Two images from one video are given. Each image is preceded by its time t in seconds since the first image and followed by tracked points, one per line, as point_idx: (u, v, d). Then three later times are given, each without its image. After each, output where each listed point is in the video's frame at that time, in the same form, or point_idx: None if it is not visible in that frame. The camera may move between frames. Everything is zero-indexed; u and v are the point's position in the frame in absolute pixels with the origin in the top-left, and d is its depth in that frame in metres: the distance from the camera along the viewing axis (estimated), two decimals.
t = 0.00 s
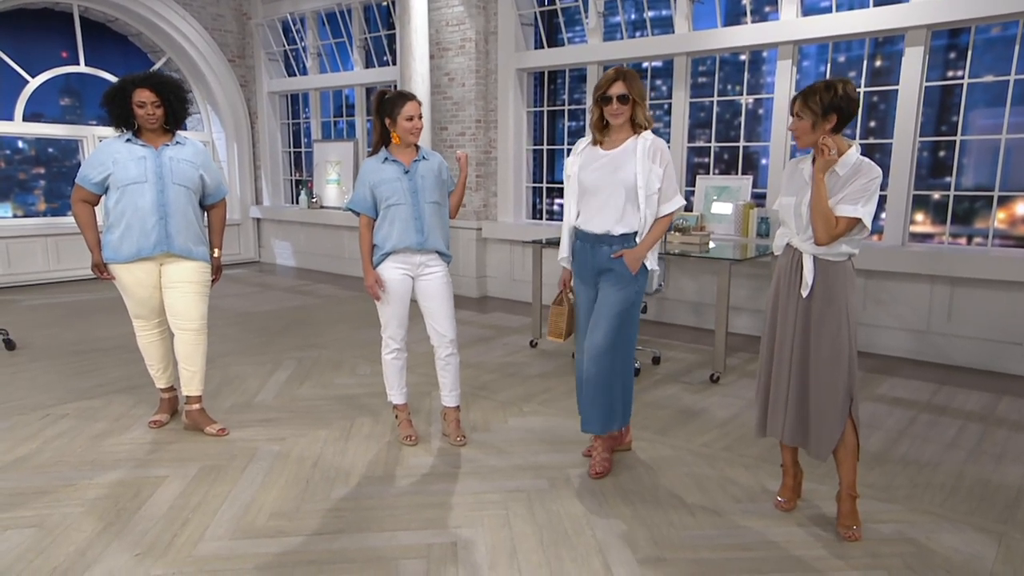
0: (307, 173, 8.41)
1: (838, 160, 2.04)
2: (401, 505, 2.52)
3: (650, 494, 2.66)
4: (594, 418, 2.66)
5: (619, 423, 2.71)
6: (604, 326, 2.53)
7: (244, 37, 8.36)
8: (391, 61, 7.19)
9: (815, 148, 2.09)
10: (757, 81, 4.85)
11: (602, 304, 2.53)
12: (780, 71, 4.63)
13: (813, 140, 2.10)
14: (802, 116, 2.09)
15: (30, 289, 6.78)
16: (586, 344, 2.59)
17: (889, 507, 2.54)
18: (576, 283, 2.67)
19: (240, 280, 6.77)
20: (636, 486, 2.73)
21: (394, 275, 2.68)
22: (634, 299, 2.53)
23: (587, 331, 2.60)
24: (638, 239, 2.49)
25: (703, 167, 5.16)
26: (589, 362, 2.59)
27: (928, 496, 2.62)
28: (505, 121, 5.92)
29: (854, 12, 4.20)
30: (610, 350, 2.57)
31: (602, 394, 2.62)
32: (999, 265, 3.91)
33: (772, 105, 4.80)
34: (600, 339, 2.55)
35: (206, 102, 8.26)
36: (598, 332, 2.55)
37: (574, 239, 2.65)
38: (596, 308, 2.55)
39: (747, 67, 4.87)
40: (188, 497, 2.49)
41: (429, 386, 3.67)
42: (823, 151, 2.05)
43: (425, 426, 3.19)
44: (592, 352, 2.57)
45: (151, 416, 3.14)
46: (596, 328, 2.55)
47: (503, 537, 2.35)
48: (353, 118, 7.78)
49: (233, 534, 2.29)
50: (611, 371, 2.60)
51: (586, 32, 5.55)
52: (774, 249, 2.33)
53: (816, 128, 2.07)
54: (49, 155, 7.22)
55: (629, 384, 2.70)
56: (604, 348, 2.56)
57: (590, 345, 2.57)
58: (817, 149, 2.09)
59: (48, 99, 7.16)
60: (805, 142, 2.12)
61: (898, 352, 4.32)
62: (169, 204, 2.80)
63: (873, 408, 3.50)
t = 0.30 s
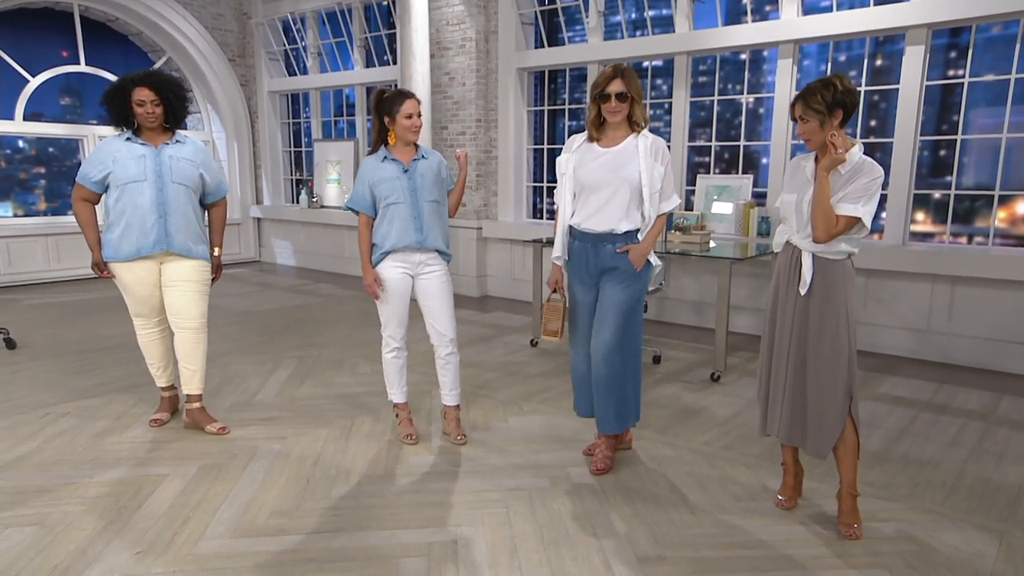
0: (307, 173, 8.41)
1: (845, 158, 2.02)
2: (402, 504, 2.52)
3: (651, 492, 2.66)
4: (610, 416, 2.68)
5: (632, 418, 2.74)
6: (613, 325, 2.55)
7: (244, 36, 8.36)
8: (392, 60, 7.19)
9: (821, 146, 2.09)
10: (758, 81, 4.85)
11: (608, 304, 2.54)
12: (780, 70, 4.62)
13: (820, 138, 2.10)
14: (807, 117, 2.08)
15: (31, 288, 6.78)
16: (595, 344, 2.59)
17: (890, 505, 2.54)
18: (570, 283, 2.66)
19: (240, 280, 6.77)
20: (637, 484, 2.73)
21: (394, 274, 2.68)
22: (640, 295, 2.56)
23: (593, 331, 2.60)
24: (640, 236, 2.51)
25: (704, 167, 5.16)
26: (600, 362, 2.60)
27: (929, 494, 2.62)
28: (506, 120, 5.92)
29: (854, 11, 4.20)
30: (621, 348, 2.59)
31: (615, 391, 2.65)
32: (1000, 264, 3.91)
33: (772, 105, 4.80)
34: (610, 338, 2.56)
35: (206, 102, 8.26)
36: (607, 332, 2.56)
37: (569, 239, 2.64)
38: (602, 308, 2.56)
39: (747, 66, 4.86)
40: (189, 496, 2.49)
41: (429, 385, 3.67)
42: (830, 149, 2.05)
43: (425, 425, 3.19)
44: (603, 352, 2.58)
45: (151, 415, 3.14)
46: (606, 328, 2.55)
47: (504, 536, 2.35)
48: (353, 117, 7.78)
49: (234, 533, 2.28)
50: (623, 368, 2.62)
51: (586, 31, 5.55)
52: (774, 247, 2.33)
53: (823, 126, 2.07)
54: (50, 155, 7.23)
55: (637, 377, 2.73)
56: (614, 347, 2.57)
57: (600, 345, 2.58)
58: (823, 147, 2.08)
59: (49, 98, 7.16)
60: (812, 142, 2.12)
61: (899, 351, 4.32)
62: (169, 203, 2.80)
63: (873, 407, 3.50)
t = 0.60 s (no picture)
0: (307, 173, 8.40)
1: (845, 158, 2.02)
2: (402, 503, 2.52)
3: (651, 492, 2.66)
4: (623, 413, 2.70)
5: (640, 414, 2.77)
6: (619, 323, 2.57)
7: (245, 36, 8.37)
8: (392, 60, 7.19)
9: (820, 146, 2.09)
10: (758, 80, 4.84)
11: (613, 304, 2.56)
12: (781, 69, 4.61)
13: (818, 138, 2.10)
14: (806, 116, 2.08)
15: (31, 288, 6.78)
16: (604, 344, 2.60)
17: (890, 505, 2.54)
18: (568, 283, 2.66)
19: (240, 280, 6.77)
20: (637, 484, 2.73)
21: (393, 273, 2.68)
22: (643, 294, 2.59)
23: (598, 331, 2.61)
24: (640, 234, 2.53)
25: (704, 166, 5.16)
26: (610, 361, 2.61)
27: (930, 494, 2.62)
28: (506, 120, 5.92)
29: (855, 11, 4.19)
30: (628, 345, 2.61)
31: (626, 388, 2.67)
32: (1000, 264, 3.91)
33: (773, 104, 4.80)
34: (618, 337, 2.58)
35: (206, 102, 8.27)
36: (614, 331, 2.57)
37: (569, 238, 2.62)
38: (606, 308, 2.57)
39: (748, 66, 4.86)
40: (190, 496, 2.49)
41: (429, 385, 3.66)
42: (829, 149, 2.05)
43: (425, 424, 3.19)
44: (613, 350, 2.60)
45: (151, 415, 3.13)
46: (613, 327, 2.57)
47: (504, 535, 2.35)
48: (353, 117, 7.77)
49: (234, 532, 2.28)
50: (631, 365, 2.64)
51: (587, 31, 5.55)
52: (774, 246, 2.33)
53: (821, 126, 2.07)
54: (50, 154, 7.24)
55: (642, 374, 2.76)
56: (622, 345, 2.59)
57: (608, 344, 2.59)
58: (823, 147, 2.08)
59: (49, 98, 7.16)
60: (811, 141, 2.12)
61: (899, 351, 4.32)
62: (168, 202, 2.79)
63: (874, 407, 3.49)
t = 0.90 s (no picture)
0: (308, 172, 8.40)
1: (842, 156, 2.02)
2: (402, 503, 2.52)
3: (652, 492, 2.66)
4: (645, 410, 2.69)
5: (657, 411, 2.77)
6: (629, 325, 2.57)
7: (245, 36, 8.37)
8: (392, 60, 7.19)
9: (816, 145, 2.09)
10: (758, 80, 4.84)
11: (621, 304, 2.56)
12: (781, 69, 4.61)
13: (815, 137, 2.10)
14: (804, 115, 2.08)
15: (32, 288, 6.78)
16: (618, 344, 2.60)
17: (891, 505, 2.53)
18: (568, 284, 2.64)
19: (240, 280, 6.76)
20: (638, 484, 2.73)
21: (393, 273, 2.68)
22: (651, 295, 2.59)
23: (609, 332, 2.60)
24: (645, 236, 2.54)
25: (705, 166, 5.16)
26: (626, 360, 2.61)
27: (930, 494, 2.62)
28: (506, 120, 5.92)
29: (855, 11, 4.19)
30: (641, 342, 2.61)
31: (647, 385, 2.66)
32: (999, 264, 3.91)
33: (773, 104, 4.80)
34: (632, 335, 2.58)
35: (207, 102, 8.27)
36: (627, 330, 2.57)
37: (570, 239, 2.62)
38: (615, 309, 2.57)
39: (748, 66, 4.86)
40: (190, 495, 2.49)
41: (429, 385, 3.66)
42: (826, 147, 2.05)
43: (425, 424, 3.19)
44: (628, 348, 2.59)
45: (152, 415, 3.13)
46: (624, 327, 2.57)
47: (504, 535, 2.35)
48: (353, 117, 7.77)
49: (235, 532, 2.29)
50: (647, 361, 2.64)
51: (587, 31, 5.55)
52: (775, 246, 2.33)
53: (818, 125, 2.07)
54: (51, 154, 7.24)
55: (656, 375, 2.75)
56: (637, 343, 2.59)
57: (623, 343, 2.59)
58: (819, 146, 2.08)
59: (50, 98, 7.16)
60: (807, 139, 2.12)
61: (898, 350, 4.32)
62: (168, 202, 2.80)
63: (874, 406, 3.49)
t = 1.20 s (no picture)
0: (308, 173, 8.40)
1: (839, 156, 2.03)
2: (403, 502, 2.52)
3: (652, 491, 2.66)
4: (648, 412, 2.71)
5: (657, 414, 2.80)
6: (634, 327, 2.58)
7: (245, 36, 8.37)
8: (393, 60, 7.19)
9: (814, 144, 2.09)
10: (758, 80, 4.85)
11: (628, 306, 2.57)
12: (781, 69, 4.61)
13: (812, 136, 2.10)
14: (802, 114, 2.09)
15: (32, 288, 6.78)
16: (624, 346, 2.61)
17: (891, 504, 2.54)
18: (572, 290, 2.64)
19: (240, 279, 6.76)
20: (638, 484, 2.73)
21: (394, 273, 2.68)
22: (656, 298, 2.62)
23: (615, 335, 2.61)
24: (649, 239, 2.55)
25: (705, 166, 5.17)
26: (632, 362, 2.62)
27: (930, 494, 2.62)
28: (507, 120, 5.92)
29: (856, 11, 4.19)
30: (647, 345, 2.63)
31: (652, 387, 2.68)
32: (1000, 263, 3.91)
33: (774, 104, 4.80)
34: (638, 337, 2.60)
35: (207, 102, 8.27)
36: (634, 332, 2.59)
37: (573, 242, 2.62)
38: (622, 312, 2.58)
39: (748, 66, 4.86)
40: (191, 495, 2.49)
41: (430, 385, 3.66)
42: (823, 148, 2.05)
43: (426, 424, 3.19)
44: (634, 351, 2.61)
45: (152, 414, 3.13)
46: (631, 329, 2.58)
47: (505, 535, 2.35)
48: (354, 117, 7.76)
49: (236, 531, 2.29)
50: (652, 364, 2.67)
51: (587, 31, 5.56)
52: (775, 246, 2.33)
53: (816, 124, 2.08)
54: (51, 154, 7.24)
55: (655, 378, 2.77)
56: (643, 345, 2.61)
57: (629, 346, 2.60)
58: (816, 145, 2.08)
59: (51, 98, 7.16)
60: (804, 138, 2.12)
61: (898, 350, 4.32)
62: (168, 202, 2.80)
63: (874, 406, 3.49)
